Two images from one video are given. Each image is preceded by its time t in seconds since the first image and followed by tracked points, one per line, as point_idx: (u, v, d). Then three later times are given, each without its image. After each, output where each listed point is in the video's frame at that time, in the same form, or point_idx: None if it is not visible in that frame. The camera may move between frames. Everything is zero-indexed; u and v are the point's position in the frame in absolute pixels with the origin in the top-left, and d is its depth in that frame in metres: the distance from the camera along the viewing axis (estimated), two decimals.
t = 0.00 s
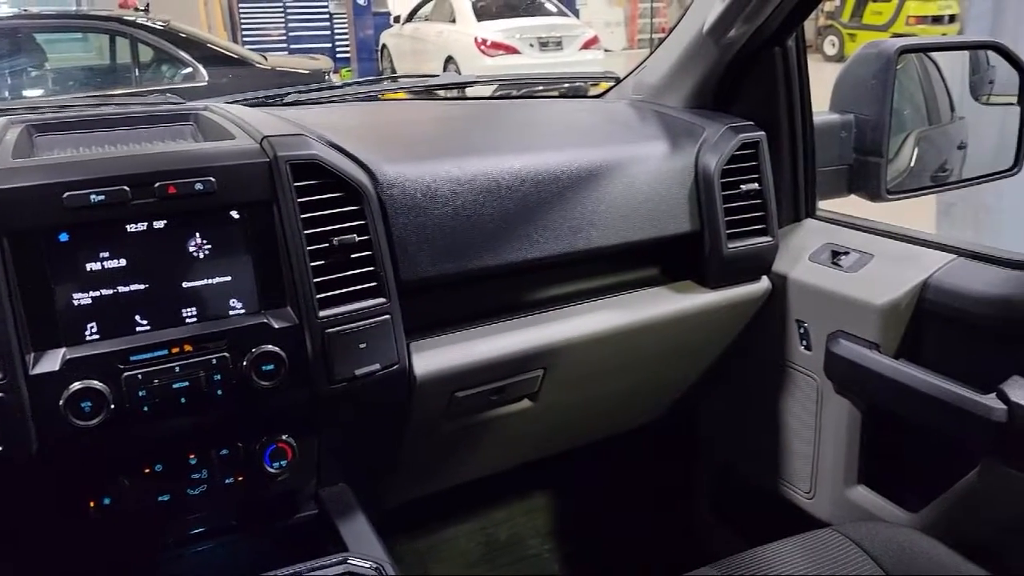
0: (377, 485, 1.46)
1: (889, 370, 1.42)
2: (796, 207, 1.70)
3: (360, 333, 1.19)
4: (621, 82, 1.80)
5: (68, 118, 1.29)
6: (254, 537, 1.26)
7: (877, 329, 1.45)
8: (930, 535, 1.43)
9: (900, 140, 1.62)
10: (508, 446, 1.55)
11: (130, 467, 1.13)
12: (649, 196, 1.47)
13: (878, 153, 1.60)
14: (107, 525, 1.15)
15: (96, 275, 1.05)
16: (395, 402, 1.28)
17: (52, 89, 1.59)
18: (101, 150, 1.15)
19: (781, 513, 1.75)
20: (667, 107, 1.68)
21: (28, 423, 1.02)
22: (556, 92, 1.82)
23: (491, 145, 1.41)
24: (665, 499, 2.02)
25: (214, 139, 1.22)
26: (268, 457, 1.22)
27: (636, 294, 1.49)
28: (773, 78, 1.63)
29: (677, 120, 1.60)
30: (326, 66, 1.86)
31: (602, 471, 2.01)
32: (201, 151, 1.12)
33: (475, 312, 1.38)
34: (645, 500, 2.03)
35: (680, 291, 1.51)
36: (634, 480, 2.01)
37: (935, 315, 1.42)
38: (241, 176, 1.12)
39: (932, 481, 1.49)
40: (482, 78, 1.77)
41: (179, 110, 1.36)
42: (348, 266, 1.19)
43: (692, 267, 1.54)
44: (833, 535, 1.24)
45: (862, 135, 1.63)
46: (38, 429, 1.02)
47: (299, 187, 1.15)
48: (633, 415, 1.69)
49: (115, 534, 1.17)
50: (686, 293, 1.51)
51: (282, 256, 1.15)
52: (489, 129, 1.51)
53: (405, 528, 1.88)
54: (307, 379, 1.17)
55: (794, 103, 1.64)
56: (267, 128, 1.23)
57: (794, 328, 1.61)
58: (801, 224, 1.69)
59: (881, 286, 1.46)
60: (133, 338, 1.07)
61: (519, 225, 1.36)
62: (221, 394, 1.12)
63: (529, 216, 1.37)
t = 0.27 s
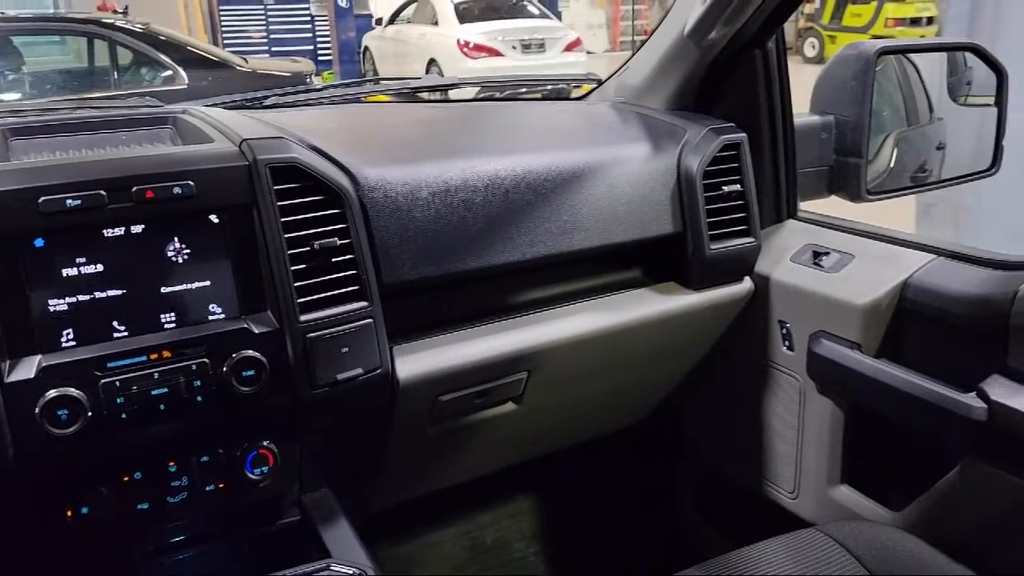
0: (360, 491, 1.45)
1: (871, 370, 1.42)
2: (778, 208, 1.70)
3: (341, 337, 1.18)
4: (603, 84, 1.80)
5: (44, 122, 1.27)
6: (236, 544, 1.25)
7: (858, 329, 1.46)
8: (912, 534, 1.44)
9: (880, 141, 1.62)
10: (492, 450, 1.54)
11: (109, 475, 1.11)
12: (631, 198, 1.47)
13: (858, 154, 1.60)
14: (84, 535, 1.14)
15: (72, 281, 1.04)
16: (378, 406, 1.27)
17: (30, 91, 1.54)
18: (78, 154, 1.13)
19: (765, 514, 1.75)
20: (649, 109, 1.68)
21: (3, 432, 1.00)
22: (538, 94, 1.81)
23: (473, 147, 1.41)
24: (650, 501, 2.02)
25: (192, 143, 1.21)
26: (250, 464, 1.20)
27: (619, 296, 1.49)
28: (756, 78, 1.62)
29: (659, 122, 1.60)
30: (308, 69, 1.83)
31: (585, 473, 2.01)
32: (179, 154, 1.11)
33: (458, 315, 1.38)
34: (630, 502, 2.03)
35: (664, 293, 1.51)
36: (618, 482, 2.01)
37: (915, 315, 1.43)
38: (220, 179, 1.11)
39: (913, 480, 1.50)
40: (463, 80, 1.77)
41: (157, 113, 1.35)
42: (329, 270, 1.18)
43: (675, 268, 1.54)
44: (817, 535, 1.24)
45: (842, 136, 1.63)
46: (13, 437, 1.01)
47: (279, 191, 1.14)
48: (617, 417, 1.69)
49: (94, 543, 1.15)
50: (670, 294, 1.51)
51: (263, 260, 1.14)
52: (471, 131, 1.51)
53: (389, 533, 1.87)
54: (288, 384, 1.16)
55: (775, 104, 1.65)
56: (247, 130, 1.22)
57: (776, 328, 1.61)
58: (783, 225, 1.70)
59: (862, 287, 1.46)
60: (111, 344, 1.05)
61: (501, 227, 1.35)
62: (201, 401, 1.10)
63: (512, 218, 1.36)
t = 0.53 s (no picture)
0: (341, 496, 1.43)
1: (852, 369, 1.43)
2: (758, 208, 1.70)
3: (321, 342, 1.16)
4: (584, 85, 1.80)
5: (16, 125, 1.25)
6: (216, 552, 1.23)
7: (839, 329, 1.46)
8: (894, 532, 1.44)
9: (858, 141, 1.63)
10: (475, 453, 1.53)
11: (84, 483, 1.09)
12: (613, 199, 1.47)
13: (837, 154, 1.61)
14: (59, 545, 1.11)
15: (45, 287, 1.02)
16: (359, 411, 1.26)
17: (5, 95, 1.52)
18: (50, 157, 1.11)
19: (748, 514, 1.75)
20: (629, 110, 1.68)
21: None
22: (519, 96, 1.81)
23: (453, 149, 1.40)
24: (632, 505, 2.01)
25: (168, 145, 1.19)
26: (228, 470, 1.19)
27: (601, 297, 1.48)
28: (734, 79, 1.63)
29: (639, 123, 1.60)
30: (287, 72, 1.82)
31: (569, 475, 2.00)
32: (155, 157, 1.09)
33: (440, 318, 1.37)
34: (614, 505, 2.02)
35: (646, 294, 1.50)
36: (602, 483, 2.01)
37: (895, 314, 1.43)
38: (196, 183, 1.09)
39: (895, 478, 1.50)
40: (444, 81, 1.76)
41: (132, 116, 1.33)
42: (308, 273, 1.16)
43: (657, 269, 1.54)
44: (801, 535, 1.24)
45: (821, 136, 1.64)
46: None
47: (256, 194, 1.13)
48: (600, 419, 1.68)
49: (69, 553, 1.13)
50: (652, 295, 1.50)
51: (240, 264, 1.13)
52: (451, 132, 1.50)
53: (371, 538, 1.85)
54: (267, 389, 1.15)
55: (754, 104, 1.65)
56: (223, 133, 1.20)
57: (758, 328, 1.61)
58: (763, 225, 1.70)
59: (842, 286, 1.47)
60: (85, 350, 1.03)
61: (482, 229, 1.35)
62: (178, 407, 1.09)
63: (493, 220, 1.36)
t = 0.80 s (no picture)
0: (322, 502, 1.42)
1: (833, 369, 1.43)
2: (739, 209, 1.71)
3: (301, 346, 1.15)
4: (565, 87, 1.80)
5: None
6: (195, 560, 1.22)
7: (820, 329, 1.47)
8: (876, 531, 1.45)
9: (837, 142, 1.63)
10: (458, 456, 1.52)
11: (60, 492, 1.08)
12: (594, 201, 1.46)
13: (816, 155, 1.62)
14: (34, 555, 1.10)
15: (18, 294, 1.00)
16: (340, 415, 1.25)
17: None
18: (24, 161, 1.10)
19: (731, 514, 1.76)
20: (610, 112, 1.68)
21: None
22: (501, 98, 1.81)
23: (434, 152, 1.39)
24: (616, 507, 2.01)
25: (144, 149, 1.18)
26: (207, 477, 1.17)
27: (583, 299, 1.48)
28: (715, 80, 1.63)
29: (620, 125, 1.60)
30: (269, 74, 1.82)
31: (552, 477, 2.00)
32: (131, 160, 1.08)
33: (421, 321, 1.36)
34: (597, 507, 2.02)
35: (627, 295, 1.50)
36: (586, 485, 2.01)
37: (875, 313, 1.44)
38: (173, 186, 1.08)
39: (876, 477, 1.51)
40: (425, 83, 1.75)
41: (108, 119, 1.31)
42: (288, 277, 1.15)
43: (639, 271, 1.54)
44: (783, 535, 1.24)
45: (801, 137, 1.65)
46: None
47: (234, 198, 1.12)
48: (583, 420, 1.68)
49: (44, 564, 1.11)
50: (634, 297, 1.50)
51: (218, 268, 1.11)
52: (432, 135, 1.49)
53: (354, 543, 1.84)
54: (246, 394, 1.14)
55: (734, 106, 1.65)
56: (200, 136, 1.19)
57: (739, 329, 1.62)
58: (744, 226, 1.70)
59: (822, 286, 1.47)
60: (60, 357, 1.02)
61: (464, 232, 1.34)
62: (155, 413, 1.08)
63: (475, 222, 1.35)
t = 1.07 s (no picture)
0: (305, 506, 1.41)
1: (814, 368, 1.44)
2: (721, 209, 1.71)
3: (281, 350, 1.14)
4: (547, 89, 1.81)
5: None
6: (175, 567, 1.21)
7: (801, 329, 1.48)
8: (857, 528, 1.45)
9: (817, 143, 1.64)
10: (442, 459, 1.52)
11: (36, 501, 1.06)
12: (576, 202, 1.46)
13: (796, 156, 1.63)
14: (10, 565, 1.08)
15: None
16: (321, 419, 1.24)
17: None
18: None
19: (714, 514, 1.76)
20: (591, 113, 1.68)
21: None
22: (485, 101, 1.80)
23: (415, 155, 1.39)
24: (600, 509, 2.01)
25: (121, 152, 1.17)
26: (187, 483, 1.16)
27: (566, 301, 1.48)
28: (696, 82, 1.63)
29: (601, 127, 1.60)
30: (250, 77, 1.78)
31: (536, 479, 2.00)
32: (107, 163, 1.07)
33: (403, 324, 1.35)
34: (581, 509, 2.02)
35: (610, 296, 1.50)
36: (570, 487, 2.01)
37: (856, 313, 1.45)
38: (149, 190, 1.07)
39: (858, 476, 1.51)
40: (407, 86, 1.75)
41: (84, 122, 1.30)
42: (268, 281, 1.14)
43: (621, 272, 1.54)
44: (766, 535, 1.24)
45: (781, 138, 1.65)
46: None
47: (212, 201, 1.11)
48: (567, 422, 1.68)
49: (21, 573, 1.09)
50: (616, 298, 1.50)
51: (197, 272, 1.10)
52: (413, 137, 1.49)
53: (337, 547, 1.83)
54: (225, 399, 1.13)
55: (716, 109, 1.66)
56: (178, 139, 1.18)
57: (721, 329, 1.62)
58: (726, 227, 1.71)
59: (803, 286, 1.48)
60: (35, 364, 1.01)
61: (446, 235, 1.33)
62: (134, 419, 1.07)
63: (457, 225, 1.35)
